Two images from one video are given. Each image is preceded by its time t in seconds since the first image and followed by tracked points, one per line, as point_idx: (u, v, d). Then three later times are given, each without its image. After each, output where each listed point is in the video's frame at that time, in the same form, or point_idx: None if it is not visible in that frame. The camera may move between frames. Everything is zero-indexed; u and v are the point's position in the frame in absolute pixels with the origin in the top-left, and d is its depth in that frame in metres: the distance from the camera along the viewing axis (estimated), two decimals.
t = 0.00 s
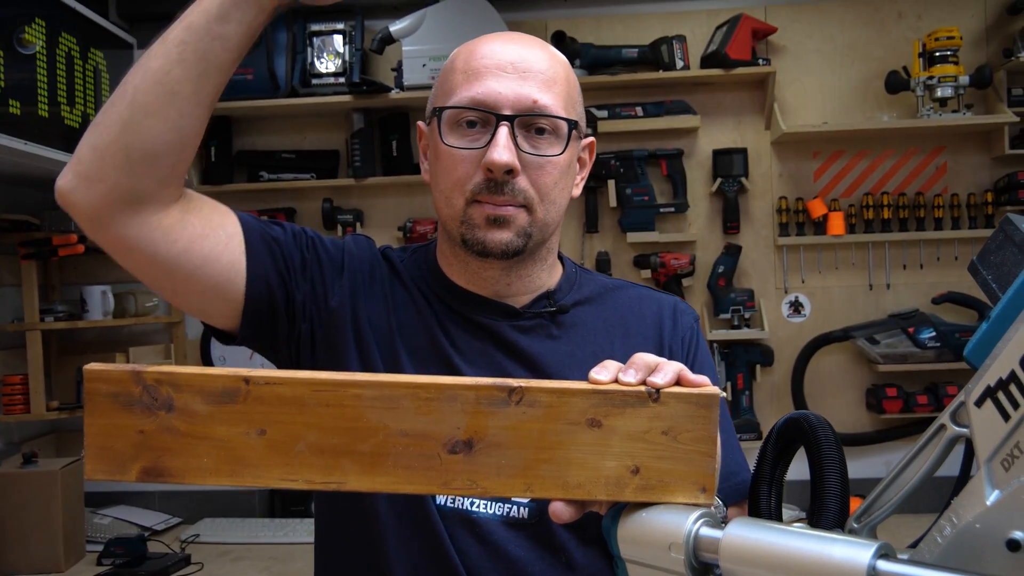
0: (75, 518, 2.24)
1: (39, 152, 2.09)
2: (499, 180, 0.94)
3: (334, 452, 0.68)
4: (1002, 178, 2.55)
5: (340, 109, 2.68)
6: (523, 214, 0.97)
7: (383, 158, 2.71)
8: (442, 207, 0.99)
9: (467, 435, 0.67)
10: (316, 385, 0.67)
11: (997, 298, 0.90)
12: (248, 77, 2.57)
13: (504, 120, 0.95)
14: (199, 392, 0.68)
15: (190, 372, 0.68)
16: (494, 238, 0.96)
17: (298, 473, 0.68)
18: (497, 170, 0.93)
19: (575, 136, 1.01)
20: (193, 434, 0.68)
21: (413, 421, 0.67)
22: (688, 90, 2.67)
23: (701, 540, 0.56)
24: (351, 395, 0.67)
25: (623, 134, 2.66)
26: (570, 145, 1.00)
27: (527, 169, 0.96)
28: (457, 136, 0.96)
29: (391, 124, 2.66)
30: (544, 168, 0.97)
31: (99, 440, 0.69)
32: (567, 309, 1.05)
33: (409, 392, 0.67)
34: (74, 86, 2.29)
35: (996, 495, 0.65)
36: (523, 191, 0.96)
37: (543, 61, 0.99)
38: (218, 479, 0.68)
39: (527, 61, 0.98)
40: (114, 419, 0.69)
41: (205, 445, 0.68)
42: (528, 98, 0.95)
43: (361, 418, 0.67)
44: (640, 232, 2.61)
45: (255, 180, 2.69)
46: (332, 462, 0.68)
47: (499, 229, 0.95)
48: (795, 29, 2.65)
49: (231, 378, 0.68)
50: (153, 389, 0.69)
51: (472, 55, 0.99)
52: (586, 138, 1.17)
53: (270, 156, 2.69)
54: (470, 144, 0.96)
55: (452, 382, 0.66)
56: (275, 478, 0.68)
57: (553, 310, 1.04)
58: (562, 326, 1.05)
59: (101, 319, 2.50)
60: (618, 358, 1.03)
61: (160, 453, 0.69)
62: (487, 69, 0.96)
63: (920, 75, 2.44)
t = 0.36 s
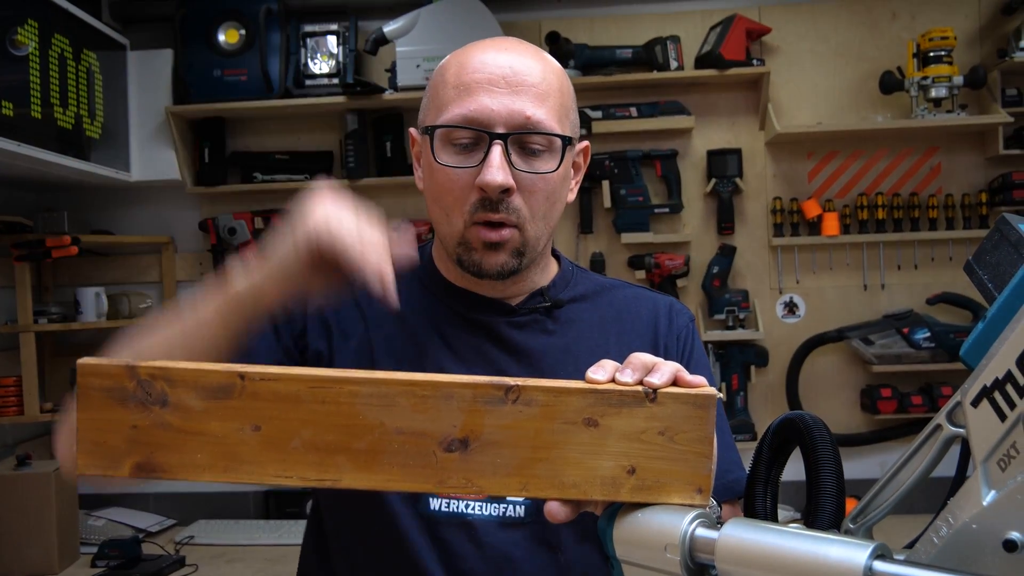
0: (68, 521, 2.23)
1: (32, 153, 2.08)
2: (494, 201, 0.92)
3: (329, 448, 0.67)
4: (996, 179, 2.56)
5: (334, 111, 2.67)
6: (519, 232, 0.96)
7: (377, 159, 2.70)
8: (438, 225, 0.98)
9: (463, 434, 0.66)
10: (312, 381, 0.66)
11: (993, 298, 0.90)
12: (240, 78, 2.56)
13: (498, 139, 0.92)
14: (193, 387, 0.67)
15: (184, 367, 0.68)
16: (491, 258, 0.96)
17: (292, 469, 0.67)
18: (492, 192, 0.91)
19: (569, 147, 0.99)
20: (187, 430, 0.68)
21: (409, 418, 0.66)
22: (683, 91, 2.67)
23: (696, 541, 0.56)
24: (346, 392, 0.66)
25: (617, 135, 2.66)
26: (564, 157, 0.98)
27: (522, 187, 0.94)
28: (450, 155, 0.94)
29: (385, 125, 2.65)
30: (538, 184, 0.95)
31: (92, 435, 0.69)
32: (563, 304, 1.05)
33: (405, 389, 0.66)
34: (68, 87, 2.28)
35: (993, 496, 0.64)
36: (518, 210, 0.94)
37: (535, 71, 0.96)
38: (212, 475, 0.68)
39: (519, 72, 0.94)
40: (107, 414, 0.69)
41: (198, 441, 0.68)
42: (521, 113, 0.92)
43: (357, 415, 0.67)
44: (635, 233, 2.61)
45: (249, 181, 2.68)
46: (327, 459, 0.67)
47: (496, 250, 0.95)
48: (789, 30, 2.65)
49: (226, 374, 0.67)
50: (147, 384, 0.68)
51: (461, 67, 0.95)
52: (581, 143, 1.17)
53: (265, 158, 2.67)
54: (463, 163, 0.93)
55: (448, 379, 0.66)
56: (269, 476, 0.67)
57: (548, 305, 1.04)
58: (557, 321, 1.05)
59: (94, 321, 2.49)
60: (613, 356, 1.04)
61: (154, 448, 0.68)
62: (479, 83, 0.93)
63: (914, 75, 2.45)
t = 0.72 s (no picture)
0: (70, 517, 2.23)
1: (33, 150, 2.08)
2: (479, 202, 0.92)
3: (327, 467, 0.67)
4: (998, 176, 2.56)
5: (334, 107, 2.66)
6: (505, 231, 0.96)
7: (378, 156, 2.70)
8: (424, 225, 0.98)
9: (461, 443, 0.66)
10: (305, 401, 0.66)
11: (997, 294, 0.90)
12: (240, 75, 2.55)
13: (482, 141, 0.91)
14: (185, 413, 0.67)
15: (175, 394, 0.67)
16: (477, 258, 0.96)
17: (291, 489, 0.67)
18: (477, 193, 0.91)
19: (555, 146, 0.98)
20: (182, 456, 0.67)
21: (406, 431, 0.66)
22: (684, 88, 2.66)
23: (699, 537, 0.56)
24: (341, 409, 0.66)
25: (618, 131, 2.65)
26: (549, 155, 0.97)
27: (507, 187, 0.93)
28: (435, 156, 0.93)
29: (385, 121, 2.65)
30: (524, 184, 0.94)
31: (86, 467, 0.68)
32: (554, 298, 1.05)
33: (401, 403, 0.66)
34: (68, 83, 2.27)
35: (997, 491, 0.65)
36: (503, 210, 0.94)
37: (519, 69, 0.94)
38: (211, 499, 0.68)
39: (502, 71, 0.93)
40: (100, 446, 0.68)
41: (194, 466, 0.67)
42: (505, 113, 0.91)
43: (353, 431, 0.66)
44: (635, 230, 2.60)
45: (250, 178, 2.68)
46: (326, 476, 0.67)
47: (482, 250, 0.95)
48: (790, 27, 2.64)
49: (218, 398, 0.67)
50: (139, 413, 0.67)
51: (445, 66, 0.94)
52: (568, 137, 1.16)
53: (265, 154, 2.67)
54: (448, 164, 0.93)
55: (444, 390, 0.65)
56: (269, 497, 0.67)
57: (539, 301, 1.04)
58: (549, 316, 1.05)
59: (95, 318, 2.48)
60: (607, 349, 1.03)
61: (150, 477, 0.68)
62: (462, 84, 0.92)
63: (916, 72, 2.44)
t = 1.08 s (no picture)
0: (75, 512, 2.24)
1: (38, 146, 2.08)
2: (472, 183, 0.92)
3: (331, 447, 0.67)
4: (1003, 170, 2.55)
5: (337, 103, 2.66)
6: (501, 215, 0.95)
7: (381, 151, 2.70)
8: (418, 213, 0.97)
9: (460, 411, 0.67)
10: (306, 382, 0.67)
11: (1005, 288, 0.90)
12: (244, 70, 2.55)
13: (473, 119, 0.92)
14: (193, 407, 0.68)
15: (181, 388, 0.68)
16: (474, 242, 0.94)
17: (297, 474, 0.67)
18: (469, 172, 0.91)
19: (548, 127, 0.99)
20: (191, 450, 0.68)
21: (405, 404, 0.67)
22: (688, 83, 2.65)
23: (707, 532, 0.56)
24: (341, 388, 0.67)
25: (622, 127, 2.64)
26: (541, 136, 0.97)
27: (500, 167, 0.93)
28: (426, 139, 0.94)
29: (388, 117, 2.64)
30: (517, 164, 0.94)
31: (98, 470, 0.68)
32: (555, 293, 1.05)
33: (398, 376, 0.67)
34: (72, 79, 2.28)
35: (1006, 486, 0.64)
36: (497, 191, 0.94)
37: (508, 51, 0.95)
38: (219, 492, 0.67)
39: (490, 52, 0.94)
40: (110, 446, 0.68)
41: (204, 459, 0.68)
42: (494, 93, 0.92)
43: (353, 410, 0.67)
44: (639, 226, 2.59)
45: (253, 174, 2.67)
46: (331, 457, 0.67)
47: (478, 233, 0.94)
48: (794, 21, 2.63)
49: (224, 389, 0.68)
50: (148, 412, 0.68)
51: (433, 51, 0.95)
52: (562, 127, 1.16)
53: (269, 150, 2.65)
54: (440, 147, 0.93)
55: (439, 359, 0.67)
56: (275, 483, 0.67)
57: (541, 296, 1.04)
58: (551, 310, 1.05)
59: (100, 313, 2.49)
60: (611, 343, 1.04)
61: (160, 474, 0.68)
62: (451, 65, 0.93)
63: (920, 66, 2.43)
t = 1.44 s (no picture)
0: (76, 509, 2.24)
1: (40, 143, 2.08)
2: (477, 183, 0.92)
3: (344, 452, 0.68)
4: (1004, 170, 2.55)
5: (339, 101, 2.66)
6: (505, 215, 0.95)
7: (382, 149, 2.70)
8: (422, 213, 0.97)
9: (477, 427, 0.67)
10: (325, 386, 0.67)
11: (1009, 288, 0.90)
12: (246, 68, 2.55)
13: (476, 120, 0.92)
14: (205, 401, 0.68)
15: (196, 381, 0.68)
16: (478, 243, 0.95)
17: (307, 477, 0.68)
18: (473, 173, 0.91)
19: (552, 126, 0.99)
20: (200, 444, 0.68)
21: (423, 416, 0.67)
22: (689, 82, 2.65)
23: (711, 531, 0.56)
24: (359, 394, 0.67)
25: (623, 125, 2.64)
26: (546, 135, 0.97)
27: (503, 168, 0.94)
28: (430, 140, 0.94)
29: (389, 114, 2.64)
30: (521, 164, 0.95)
31: (104, 455, 0.69)
32: (561, 293, 1.05)
33: (416, 387, 0.67)
34: (74, 76, 2.28)
35: (1010, 485, 0.65)
36: (502, 191, 0.94)
37: (512, 50, 0.95)
38: (228, 488, 0.68)
39: (494, 52, 0.94)
40: (118, 433, 0.69)
41: (212, 454, 0.68)
42: (498, 93, 0.92)
43: (370, 417, 0.68)
44: (640, 224, 2.60)
45: (255, 171, 2.67)
46: (343, 463, 0.68)
47: (482, 233, 0.94)
48: (796, 20, 2.63)
49: (237, 385, 0.68)
50: (158, 400, 0.68)
51: (436, 50, 0.96)
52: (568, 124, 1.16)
53: (269, 147, 2.66)
54: (443, 147, 0.93)
55: (459, 375, 0.67)
56: (285, 485, 0.68)
57: (547, 297, 1.04)
58: (557, 311, 1.05)
59: (101, 311, 2.49)
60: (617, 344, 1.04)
61: (167, 465, 0.69)
62: (454, 65, 0.93)
63: (921, 66, 2.43)
